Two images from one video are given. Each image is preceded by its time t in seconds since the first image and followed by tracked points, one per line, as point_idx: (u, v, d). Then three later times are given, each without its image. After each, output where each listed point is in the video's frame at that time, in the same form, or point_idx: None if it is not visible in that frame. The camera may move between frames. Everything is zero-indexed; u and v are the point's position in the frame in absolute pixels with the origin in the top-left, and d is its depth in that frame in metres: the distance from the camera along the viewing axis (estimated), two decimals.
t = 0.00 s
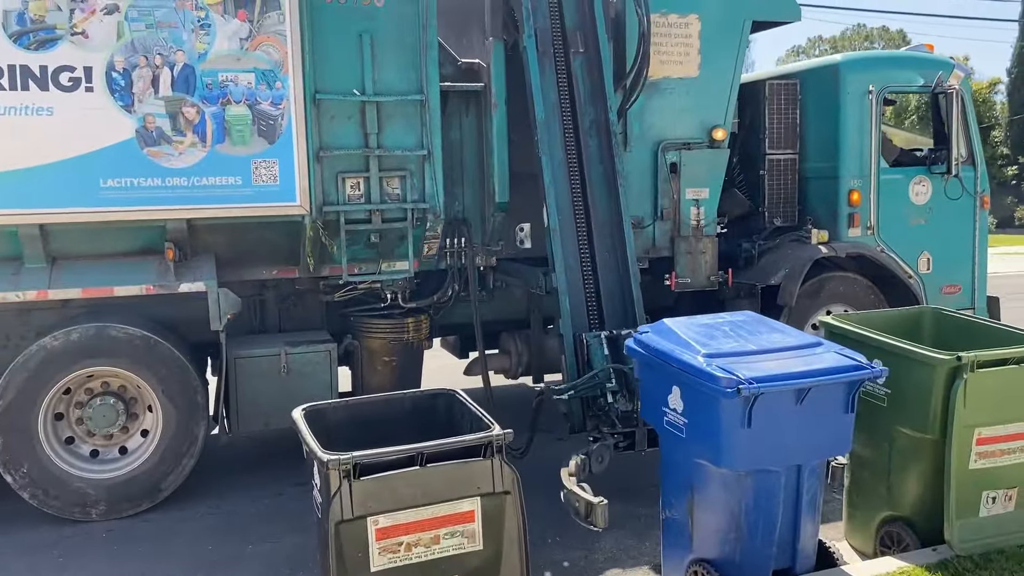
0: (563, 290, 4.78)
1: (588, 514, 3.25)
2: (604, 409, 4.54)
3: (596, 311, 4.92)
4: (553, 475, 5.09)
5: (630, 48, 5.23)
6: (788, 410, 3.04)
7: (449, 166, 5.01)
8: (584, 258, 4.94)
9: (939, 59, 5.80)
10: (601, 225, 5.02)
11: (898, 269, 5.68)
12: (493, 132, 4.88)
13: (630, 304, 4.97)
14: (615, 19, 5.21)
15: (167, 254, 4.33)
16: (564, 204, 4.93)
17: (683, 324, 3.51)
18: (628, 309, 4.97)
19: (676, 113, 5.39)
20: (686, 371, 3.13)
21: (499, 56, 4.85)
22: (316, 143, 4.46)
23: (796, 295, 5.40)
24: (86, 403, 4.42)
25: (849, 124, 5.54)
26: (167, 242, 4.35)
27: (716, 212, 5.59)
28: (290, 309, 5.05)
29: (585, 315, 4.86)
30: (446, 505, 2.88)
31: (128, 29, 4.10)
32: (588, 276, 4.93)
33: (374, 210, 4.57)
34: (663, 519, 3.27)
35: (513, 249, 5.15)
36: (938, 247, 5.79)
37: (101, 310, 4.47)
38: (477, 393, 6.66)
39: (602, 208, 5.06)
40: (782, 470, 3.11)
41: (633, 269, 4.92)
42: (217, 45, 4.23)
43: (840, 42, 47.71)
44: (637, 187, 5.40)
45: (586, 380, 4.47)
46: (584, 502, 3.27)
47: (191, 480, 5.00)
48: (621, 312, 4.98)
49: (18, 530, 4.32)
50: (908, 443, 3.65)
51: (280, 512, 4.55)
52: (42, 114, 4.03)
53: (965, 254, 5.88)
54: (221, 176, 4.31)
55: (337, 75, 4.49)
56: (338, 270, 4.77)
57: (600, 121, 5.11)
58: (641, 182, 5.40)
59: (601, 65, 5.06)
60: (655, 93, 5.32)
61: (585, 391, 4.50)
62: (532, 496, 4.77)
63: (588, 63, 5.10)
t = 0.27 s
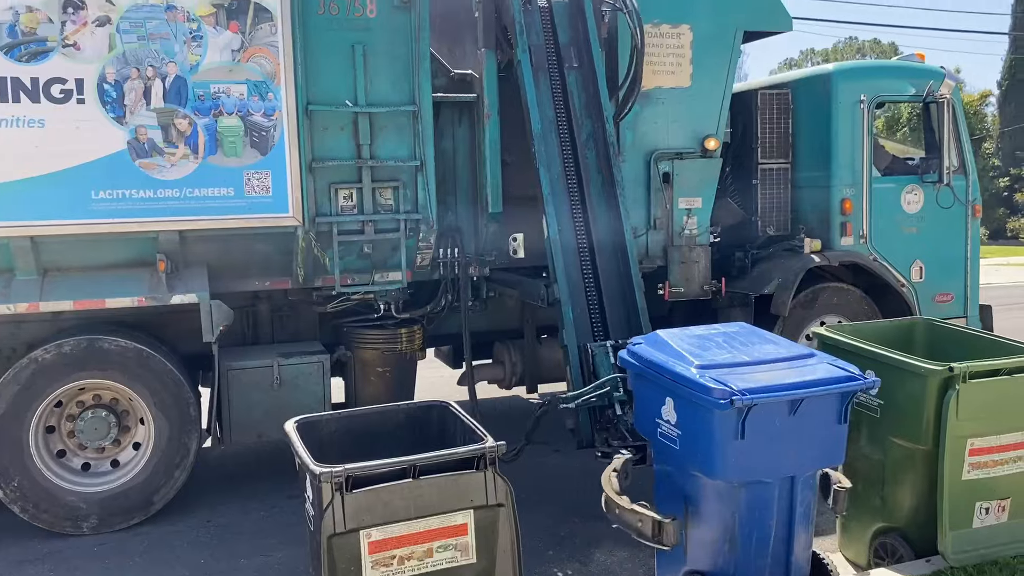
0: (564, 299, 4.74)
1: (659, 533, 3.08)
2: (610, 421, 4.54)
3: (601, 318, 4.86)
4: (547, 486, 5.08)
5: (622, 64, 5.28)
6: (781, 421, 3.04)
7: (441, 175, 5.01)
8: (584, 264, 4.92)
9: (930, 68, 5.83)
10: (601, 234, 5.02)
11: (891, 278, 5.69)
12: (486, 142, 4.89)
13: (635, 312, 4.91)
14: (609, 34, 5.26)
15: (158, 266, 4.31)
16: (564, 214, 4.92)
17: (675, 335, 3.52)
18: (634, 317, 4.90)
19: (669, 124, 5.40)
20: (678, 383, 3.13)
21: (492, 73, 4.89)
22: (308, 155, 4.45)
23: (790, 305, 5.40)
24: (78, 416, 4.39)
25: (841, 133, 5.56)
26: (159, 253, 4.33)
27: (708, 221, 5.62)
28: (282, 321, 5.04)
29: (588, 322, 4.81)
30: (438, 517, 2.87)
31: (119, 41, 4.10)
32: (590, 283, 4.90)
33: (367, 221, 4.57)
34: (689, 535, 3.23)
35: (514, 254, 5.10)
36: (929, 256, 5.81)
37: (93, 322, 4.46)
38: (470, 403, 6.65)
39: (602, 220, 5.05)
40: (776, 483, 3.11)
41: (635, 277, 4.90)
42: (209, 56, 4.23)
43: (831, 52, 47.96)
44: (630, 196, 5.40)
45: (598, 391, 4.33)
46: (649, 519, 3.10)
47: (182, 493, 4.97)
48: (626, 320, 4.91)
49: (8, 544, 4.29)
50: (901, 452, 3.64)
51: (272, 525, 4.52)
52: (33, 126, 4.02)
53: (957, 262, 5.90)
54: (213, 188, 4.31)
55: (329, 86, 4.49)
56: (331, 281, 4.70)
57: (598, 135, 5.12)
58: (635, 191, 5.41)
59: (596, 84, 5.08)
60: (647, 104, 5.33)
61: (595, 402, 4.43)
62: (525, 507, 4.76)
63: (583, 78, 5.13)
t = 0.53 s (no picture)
0: (569, 317, 4.75)
1: (735, 550, 3.10)
2: (619, 439, 4.59)
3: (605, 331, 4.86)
4: (544, 503, 5.06)
5: (621, 90, 5.38)
6: (783, 435, 3.05)
7: (440, 194, 5.03)
8: (587, 279, 4.93)
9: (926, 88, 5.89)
10: (605, 251, 5.04)
11: (888, 296, 5.71)
12: (485, 160, 4.93)
13: (640, 326, 4.91)
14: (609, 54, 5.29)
15: (158, 281, 4.31)
16: (567, 233, 4.95)
17: (677, 347, 3.53)
18: (641, 329, 4.89)
19: (667, 142, 5.43)
20: (679, 396, 3.14)
21: (491, 90, 4.95)
22: (308, 172, 4.47)
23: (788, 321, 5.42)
24: (75, 431, 4.38)
25: (838, 152, 5.60)
26: (158, 269, 4.33)
27: (707, 239, 5.63)
28: (281, 336, 5.04)
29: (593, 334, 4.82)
30: (434, 532, 2.86)
31: (122, 57, 4.13)
32: (593, 299, 4.92)
33: (366, 237, 4.58)
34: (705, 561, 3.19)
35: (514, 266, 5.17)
36: (926, 275, 5.83)
37: (92, 337, 4.46)
38: (468, 419, 6.64)
39: (605, 238, 5.07)
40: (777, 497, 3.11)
41: (640, 293, 4.90)
42: (211, 73, 4.26)
43: (827, 71, 48.28)
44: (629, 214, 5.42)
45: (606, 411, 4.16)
46: (719, 536, 3.10)
47: (178, 509, 4.95)
48: (631, 334, 4.91)
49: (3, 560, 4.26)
50: (897, 467, 3.66)
51: (267, 541, 4.50)
52: (35, 141, 4.04)
53: (954, 280, 5.93)
54: (214, 204, 4.32)
55: (331, 105, 4.52)
56: (330, 296, 4.77)
57: (598, 155, 5.14)
58: (633, 209, 5.44)
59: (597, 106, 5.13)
60: (646, 122, 5.37)
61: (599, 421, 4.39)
62: (522, 523, 4.74)
63: (583, 102, 5.17)
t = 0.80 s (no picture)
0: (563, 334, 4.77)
1: (723, 562, 3.06)
2: (611, 452, 4.57)
3: (598, 346, 4.90)
4: (541, 521, 5.04)
5: (616, 108, 5.38)
6: (769, 445, 3.04)
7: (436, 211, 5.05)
8: (582, 295, 4.95)
9: (918, 105, 5.94)
10: (597, 267, 5.06)
11: (884, 312, 5.73)
12: (481, 178, 4.95)
13: (634, 341, 4.95)
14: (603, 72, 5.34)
15: (154, 301, 4.32)
16: (560, 250, 4.95)
17: (666, 361, 3.54)
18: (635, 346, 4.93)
19: (662, 160, 5.46)
20: (666, 408, 3.14)
21: (485, 106, 4.95)
22: (304, 190, 4.48)
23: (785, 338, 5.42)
24: (70, 451, 4.37)
25: (832, 169, 5.63)
26: (154, 288, 4.34)
27: (703, 255, 5.59)
28: (278, 354, 5.04)
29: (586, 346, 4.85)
30: (433, 553, 2.85)
31: (118, 78, 4.15)
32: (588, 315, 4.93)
33: (362, 255, 4.58)
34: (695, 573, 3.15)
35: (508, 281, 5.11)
36: (922, 290, 5.85)
37: (88, 357, 4.46)
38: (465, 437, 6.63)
39: (599, 255, 5.08)
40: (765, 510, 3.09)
41: (633, 310, 4.93)
42: (207, 93, 4.28)
43: (823, 87, 48.49)
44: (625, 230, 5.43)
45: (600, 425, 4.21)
46: (708, 547, 3.06)
47: (174, 529, 4.92)
48: (624, 350, 4.96)
49: None
50: (895, 485, 3.65)
51: (263, 561, 4.48)
52: (32, 161, 4.06)
53: (949, 296, 5.95)
54: (210, 223, 4.33)
55: (327, 123, 4.53)
56: (327, 314, 4.77)
57: (592, 173, 5.16)
58: (629, 226, 5.45)
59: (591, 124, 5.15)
60: (640, 140, 5.39)
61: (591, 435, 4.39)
62: (519, 542, 4.72)
63: (577, 118, 5.20)
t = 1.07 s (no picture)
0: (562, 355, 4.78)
1: (708, 536, 3.10)
2: (601, 439, 4.61)
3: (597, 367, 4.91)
4: (542, 543, 5.01)
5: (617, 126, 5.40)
6: (754, 422, 3.08)
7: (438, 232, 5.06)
8: (580, 317, 4.96)
9: (919, 128, 5.94)
10: (596, 287, 5.06)
11: (885, 333, 5.72)
12: (482, 198, 4.96)
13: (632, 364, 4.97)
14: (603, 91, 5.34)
15: (157, 321, 4.33)
16: (560, 270, 4.96)
17: (652, 344, 3.56)
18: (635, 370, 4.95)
19: (664, 181, 5.47)
20: (652, 387, 3.17)
21: (489, 129, 4.96)
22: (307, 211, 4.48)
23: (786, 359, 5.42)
24: (71, 471, 4.36)
25: (833, 190, 5.65)
26: (157, 308, 4.35)
27: (704, 277, 5.62)
28: (279, 374, 5.04)
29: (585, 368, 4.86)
30: None
31: (123, 99, 4.18)
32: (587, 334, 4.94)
33: (364, 275, 4.59)
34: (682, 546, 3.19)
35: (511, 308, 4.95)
36: (923, 312, 5.84)
37: (89, 377, 4.46)
38: (466, 458, 6.60)
39: (597, 277, 5.07)
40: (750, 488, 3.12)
41: (632, 332, 4.90)
42: (211, 115, 4.31)
43: (824, 107, 48.69)
44: (626, 251, 5.43)
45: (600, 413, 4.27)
46: (694, 522, 3.09)
47: (172, 550, 4.89)
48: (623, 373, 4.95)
49: None
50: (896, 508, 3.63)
51: None
52: (36, 182, 4.07)
53: (951, 317, 5.94)
54: (213, 244, 4.34)
55: (330, 145, 4.55)
56: (328, 334, 4.77)
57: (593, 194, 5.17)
58: (630, 247, 5.45)
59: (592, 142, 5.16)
60: (641, 161, 5.41)
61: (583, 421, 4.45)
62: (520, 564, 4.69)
63: (579, 139, 5.21)
